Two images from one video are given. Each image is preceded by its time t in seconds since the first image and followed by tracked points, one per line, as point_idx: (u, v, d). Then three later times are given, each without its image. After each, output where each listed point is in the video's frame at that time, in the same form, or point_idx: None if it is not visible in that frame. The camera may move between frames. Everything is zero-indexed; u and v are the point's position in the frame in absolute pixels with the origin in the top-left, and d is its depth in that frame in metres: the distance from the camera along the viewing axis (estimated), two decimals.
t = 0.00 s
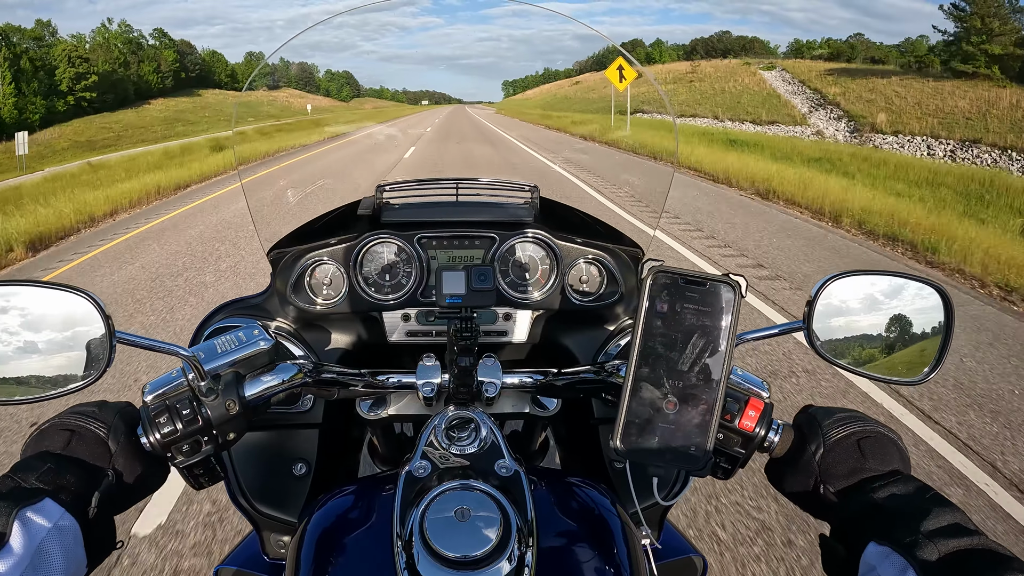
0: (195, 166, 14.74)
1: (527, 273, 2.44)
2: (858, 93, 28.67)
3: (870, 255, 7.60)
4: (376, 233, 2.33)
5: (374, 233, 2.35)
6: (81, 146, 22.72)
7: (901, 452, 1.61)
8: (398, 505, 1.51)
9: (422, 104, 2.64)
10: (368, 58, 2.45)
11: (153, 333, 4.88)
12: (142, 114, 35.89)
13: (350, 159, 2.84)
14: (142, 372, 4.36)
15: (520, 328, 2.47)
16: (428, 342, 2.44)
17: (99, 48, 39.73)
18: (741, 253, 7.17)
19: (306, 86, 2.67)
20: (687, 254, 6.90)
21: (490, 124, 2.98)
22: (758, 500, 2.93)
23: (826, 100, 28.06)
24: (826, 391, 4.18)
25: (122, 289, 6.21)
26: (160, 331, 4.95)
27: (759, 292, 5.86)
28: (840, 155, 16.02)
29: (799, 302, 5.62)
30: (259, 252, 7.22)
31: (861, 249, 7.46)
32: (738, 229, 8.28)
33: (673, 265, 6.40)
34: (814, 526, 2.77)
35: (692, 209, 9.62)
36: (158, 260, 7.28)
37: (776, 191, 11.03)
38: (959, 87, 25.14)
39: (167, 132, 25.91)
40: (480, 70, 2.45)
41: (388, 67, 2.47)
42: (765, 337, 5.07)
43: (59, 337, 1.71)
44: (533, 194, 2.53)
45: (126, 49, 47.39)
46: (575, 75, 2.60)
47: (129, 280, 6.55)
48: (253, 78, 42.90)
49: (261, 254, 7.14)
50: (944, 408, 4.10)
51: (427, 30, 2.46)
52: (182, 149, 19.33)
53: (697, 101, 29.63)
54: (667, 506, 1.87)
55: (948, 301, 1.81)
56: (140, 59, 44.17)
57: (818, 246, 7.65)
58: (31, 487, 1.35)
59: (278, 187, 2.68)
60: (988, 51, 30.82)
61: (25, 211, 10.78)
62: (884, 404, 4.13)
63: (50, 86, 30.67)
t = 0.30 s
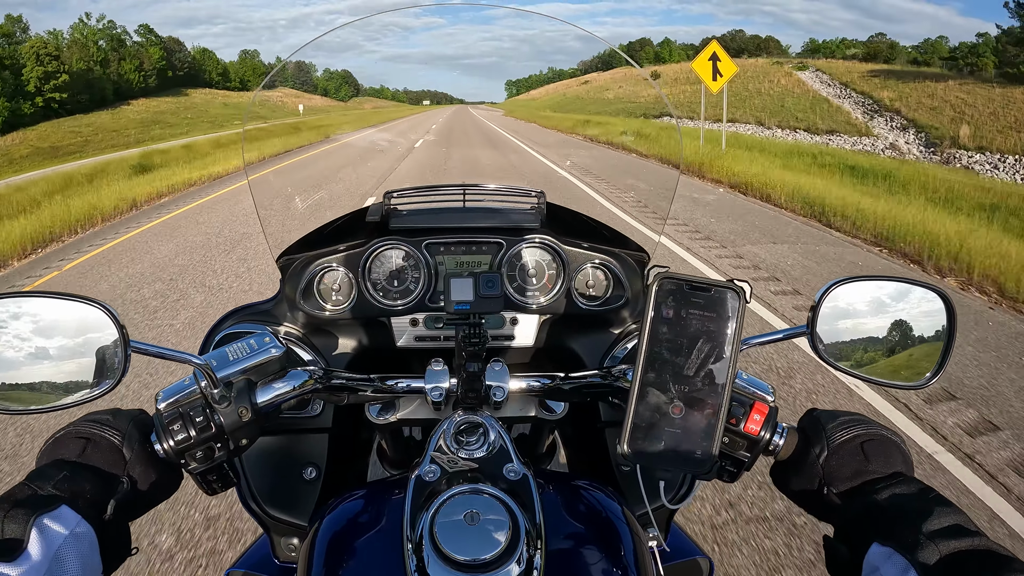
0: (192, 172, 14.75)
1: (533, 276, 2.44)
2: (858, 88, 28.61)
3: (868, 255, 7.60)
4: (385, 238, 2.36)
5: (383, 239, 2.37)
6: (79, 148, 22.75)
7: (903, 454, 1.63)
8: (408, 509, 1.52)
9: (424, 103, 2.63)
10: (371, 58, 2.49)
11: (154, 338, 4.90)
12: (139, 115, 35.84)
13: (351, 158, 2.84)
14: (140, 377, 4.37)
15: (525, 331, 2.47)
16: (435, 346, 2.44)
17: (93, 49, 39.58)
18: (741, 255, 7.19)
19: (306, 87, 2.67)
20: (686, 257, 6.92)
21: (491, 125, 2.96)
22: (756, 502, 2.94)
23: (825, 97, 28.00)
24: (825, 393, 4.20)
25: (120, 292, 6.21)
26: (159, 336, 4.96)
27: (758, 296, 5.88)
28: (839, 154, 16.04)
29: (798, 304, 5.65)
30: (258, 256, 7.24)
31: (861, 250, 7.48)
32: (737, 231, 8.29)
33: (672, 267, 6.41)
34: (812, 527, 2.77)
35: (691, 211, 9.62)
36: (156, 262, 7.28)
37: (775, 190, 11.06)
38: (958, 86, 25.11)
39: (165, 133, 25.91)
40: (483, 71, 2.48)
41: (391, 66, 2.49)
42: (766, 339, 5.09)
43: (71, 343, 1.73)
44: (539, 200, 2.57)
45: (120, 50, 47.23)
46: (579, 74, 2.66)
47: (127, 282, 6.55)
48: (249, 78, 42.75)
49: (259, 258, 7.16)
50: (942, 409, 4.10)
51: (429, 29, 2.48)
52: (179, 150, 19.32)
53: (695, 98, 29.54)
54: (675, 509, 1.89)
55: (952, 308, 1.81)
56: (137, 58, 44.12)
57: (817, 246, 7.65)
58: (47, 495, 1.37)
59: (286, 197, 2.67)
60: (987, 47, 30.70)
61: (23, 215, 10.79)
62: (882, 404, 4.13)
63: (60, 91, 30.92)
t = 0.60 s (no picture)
0: (196, 172, 14.80)
1: (545, 270, 2.46)
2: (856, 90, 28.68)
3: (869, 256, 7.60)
4: (395, 234, 2.37)
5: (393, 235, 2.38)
6: (83, 149, 22.86)
7: (919, 440, 1.62)
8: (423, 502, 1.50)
9: (426, 104, 2.61)
10: (373, 59, 2.51)
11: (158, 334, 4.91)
12: (138, 119, 35.92)
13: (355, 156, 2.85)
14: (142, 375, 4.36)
15: (537, 326, 2.46)
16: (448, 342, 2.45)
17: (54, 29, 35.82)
18: (743, 254, 7.21)
19: (308, 87, 2.67)
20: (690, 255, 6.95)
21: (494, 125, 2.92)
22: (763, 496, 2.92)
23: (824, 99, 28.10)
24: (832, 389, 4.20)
25: (122, 290, 6.21)
26: (163, 332, 4.97)
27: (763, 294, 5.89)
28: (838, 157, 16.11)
29: (803, 303, 5.65)
30: (263, 254, 7.25)
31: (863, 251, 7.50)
32: (739, 231, 8.33)
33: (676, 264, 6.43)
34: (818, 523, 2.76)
35: (693, 210, 9.66)
36: (157, 261, 7.28)
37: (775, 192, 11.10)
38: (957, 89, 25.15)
39: (167, 134, 25.96)
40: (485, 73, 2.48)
41: (392, 67, 2.49)
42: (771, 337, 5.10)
43: (83, 341, 1.73)
44: (550, 193, 2.54)
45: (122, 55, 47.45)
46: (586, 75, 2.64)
47: (128, 280, 6.55)
48: (249, 80, 42.71)
49: (263, 256, 7.17)
50: (946, 409, 4.08)
51: (432, 31, 2.47)
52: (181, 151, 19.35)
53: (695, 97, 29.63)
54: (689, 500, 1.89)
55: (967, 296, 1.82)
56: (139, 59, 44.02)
57: (818, 248, 7.67)
58: (59, 493, 1.36)
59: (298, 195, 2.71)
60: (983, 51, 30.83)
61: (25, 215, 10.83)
62: (889, 401, 4.10)
63: (57, 88, 30.85)
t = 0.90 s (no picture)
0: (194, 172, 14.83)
1: (546, 271, 2.46)
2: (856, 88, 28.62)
3: (870, 254, 7.58)
4: (395, 236, 2.37)
5: (393, 237, 2.37)
6: (83, 151, 22.90)
7: (925, 440, 1.60)
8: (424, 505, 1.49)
9: (426, 107, 2.61)
10: (374, 61, 2.51)
11: (158, 337, 4.92)
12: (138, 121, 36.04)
13: (355, 158, 2.85)
14: (140, 379, 4.36)
15: (539, 328, 2.47)
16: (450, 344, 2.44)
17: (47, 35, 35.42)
18: (743, 253, 7.19)
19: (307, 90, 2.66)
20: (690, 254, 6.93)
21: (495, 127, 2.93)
22: (764, 496, 2.90)
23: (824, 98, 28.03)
24: (835, 387, 4.18)
25: (120, 293, 6.21)
26: (162, 335, 4.98)
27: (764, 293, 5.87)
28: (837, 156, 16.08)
29: (804, 302, 5.64)
30: (262, 257, 7.27)
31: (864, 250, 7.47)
32: (738, 230, 8.30)
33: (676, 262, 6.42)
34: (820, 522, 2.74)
35: (693, 209, 9.64)
36: (156, 263, 7.29)
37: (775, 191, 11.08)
38: (957, 88, 25.12)
39: (166, 137, 25.98)
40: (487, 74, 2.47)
41: (393, 69, 2.48)
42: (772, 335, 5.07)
43: (85, 346, 1.73)
44: (549, 192, 2.54)
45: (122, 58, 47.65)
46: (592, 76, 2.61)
47: (126, 283, 6.56)
48: (246, 82, 42.80)
49: (262, 259, 7.18)
50: (949, 408, 4.06)
51: (433, 33, 2.48)
52: (179, 151, 19.35)
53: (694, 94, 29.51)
54: (694, 501, 1.88)
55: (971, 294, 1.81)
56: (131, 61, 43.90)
57: (820, 249, 7.64)
58: (58, 500, 1.36)
59: (298, 199, 2.72)
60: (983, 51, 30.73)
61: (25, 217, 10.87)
62: (890, 398, 4.08)
63: (26, 89, 30.01)
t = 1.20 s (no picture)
0: (190, 174, 14.84)
1: (544, 277, 2.48)
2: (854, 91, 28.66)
3: (866, 258, 7.61)
4: (394, 241, 2.37)
5: (392, 242, 2.38)
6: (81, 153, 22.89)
7: (918, 448, 1.61)
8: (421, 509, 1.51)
9: (427, 109, 2.63)
10: (377, 63, 2.48)
11: (152, 341, 4.92)
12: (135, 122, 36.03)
13: (355, 159, 2.84)
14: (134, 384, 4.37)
15: (537, 333, 2.49)
16: (448, 350, 2.48)
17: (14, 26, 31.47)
18: (739, 257, 7.21)
19: (306, 93, 2.66)
20: (685, 258, 6.94)
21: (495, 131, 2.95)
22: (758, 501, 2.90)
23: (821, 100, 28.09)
24: (830, 391, 4.20)
25: (116, 297, 6.21)
26: (157, 339, 4.99)
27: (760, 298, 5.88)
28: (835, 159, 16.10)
29: (800, 307, 5.65)
30: (257, 260, 7.29)
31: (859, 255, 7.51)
32: (735, 235, 8.32)
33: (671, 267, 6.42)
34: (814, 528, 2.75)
35: (689, 214, 9.65)
36: (152, 267, 7.28)
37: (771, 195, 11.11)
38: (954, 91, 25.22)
39: (166, 138, 25.98)
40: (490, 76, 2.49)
41: (396, 70, 2.49)
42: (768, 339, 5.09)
43: (86, 349, 1.75)
44: (548, 200, 2.56)
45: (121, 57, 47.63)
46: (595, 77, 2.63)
47: (122, 286, 6.57)
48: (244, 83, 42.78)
49: (257, 261, 7.20)
50: (944, 414, 4.06)
51: (435, 35, 2.52)
52: (178, 154, 19.36)
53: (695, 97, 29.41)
54: (690, 508, 1.89)
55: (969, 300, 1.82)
56: (107, 57, 40.13)
57: (818, 253, 7.64)
58: (58, 502, 1.37)
59: (297, 203, 2.67)
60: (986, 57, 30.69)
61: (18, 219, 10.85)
62: (887, 404, 4.08)
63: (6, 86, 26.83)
